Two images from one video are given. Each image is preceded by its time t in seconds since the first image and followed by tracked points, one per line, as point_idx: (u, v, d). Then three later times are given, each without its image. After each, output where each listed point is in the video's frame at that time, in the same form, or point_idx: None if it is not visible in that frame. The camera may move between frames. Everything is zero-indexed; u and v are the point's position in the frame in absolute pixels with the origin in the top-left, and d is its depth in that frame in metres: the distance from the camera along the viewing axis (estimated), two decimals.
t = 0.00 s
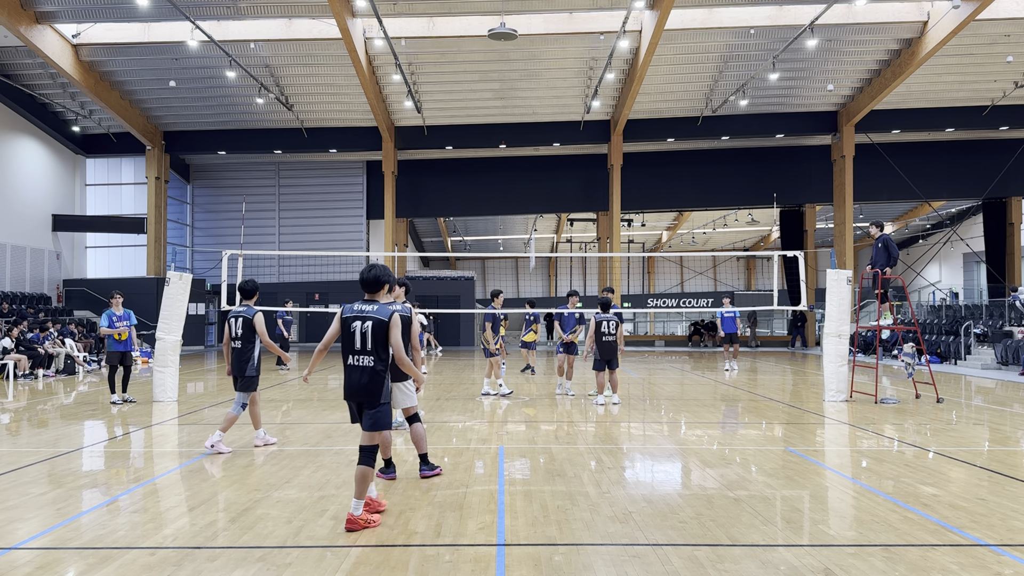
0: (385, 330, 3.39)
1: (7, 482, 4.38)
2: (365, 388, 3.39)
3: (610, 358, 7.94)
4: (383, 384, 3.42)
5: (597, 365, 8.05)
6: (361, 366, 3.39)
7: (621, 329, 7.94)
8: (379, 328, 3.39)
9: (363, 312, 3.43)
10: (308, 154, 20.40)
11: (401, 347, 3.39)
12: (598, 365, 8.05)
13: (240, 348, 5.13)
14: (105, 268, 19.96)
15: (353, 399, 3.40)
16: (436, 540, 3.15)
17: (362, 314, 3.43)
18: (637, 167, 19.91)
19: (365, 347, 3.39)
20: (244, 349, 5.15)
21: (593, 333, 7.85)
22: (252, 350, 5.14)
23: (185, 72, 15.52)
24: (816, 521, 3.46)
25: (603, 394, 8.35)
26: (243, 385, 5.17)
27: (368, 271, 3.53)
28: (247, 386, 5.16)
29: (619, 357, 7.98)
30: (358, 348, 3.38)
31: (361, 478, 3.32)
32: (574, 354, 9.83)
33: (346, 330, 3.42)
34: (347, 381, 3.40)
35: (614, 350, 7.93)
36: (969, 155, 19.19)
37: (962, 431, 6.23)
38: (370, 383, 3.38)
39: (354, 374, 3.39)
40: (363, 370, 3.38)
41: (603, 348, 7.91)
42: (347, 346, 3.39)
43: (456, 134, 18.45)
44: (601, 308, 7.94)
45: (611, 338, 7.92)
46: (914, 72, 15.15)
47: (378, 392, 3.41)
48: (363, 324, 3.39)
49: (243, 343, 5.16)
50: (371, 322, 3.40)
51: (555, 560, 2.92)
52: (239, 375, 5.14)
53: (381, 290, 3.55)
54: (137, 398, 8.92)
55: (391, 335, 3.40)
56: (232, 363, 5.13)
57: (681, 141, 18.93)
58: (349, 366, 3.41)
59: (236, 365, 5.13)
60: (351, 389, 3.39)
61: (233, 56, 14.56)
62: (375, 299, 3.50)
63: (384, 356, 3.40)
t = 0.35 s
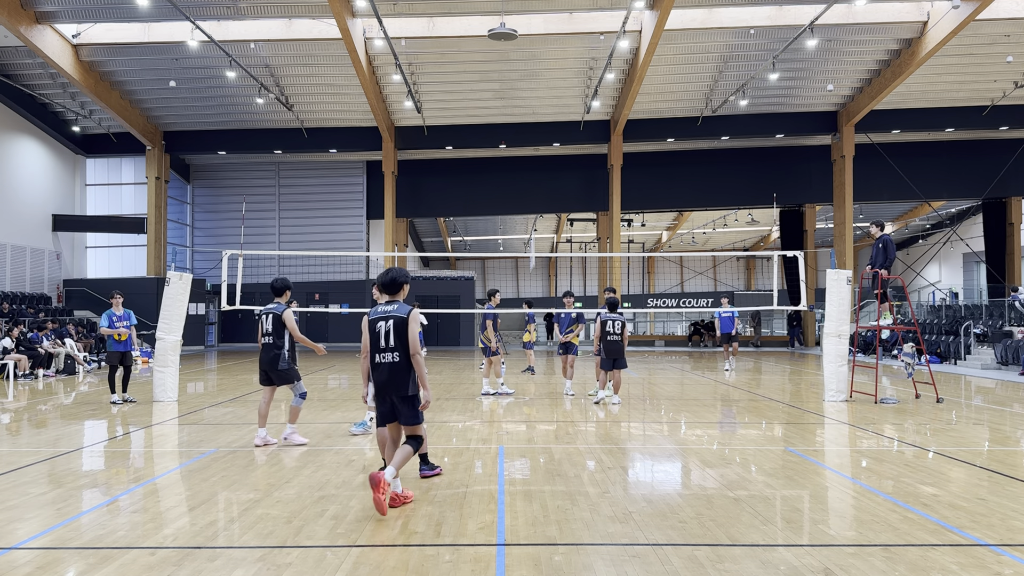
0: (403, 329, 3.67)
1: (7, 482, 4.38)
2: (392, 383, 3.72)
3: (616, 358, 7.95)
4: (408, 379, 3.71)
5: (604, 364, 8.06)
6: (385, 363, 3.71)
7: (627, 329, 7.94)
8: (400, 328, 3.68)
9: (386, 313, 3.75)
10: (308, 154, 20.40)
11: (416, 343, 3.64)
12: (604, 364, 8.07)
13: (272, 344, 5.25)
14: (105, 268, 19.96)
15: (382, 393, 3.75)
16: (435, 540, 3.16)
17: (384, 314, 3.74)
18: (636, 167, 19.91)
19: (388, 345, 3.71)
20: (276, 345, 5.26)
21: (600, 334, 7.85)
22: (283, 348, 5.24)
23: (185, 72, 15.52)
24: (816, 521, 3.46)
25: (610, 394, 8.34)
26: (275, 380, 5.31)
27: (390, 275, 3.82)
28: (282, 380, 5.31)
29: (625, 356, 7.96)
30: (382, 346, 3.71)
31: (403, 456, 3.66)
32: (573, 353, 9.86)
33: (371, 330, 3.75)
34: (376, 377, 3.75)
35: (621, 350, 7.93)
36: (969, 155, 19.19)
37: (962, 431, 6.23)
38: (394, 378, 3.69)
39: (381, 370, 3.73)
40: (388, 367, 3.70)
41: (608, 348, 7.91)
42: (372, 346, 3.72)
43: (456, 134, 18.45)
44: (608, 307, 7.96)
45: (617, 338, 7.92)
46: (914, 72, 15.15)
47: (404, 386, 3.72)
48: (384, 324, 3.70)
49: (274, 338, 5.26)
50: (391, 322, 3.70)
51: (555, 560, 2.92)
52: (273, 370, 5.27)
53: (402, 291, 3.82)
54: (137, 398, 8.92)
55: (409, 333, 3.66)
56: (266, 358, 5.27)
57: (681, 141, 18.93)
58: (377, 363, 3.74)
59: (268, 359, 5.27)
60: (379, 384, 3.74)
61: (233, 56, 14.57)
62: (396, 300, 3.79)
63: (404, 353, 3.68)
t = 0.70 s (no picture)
0: (423, 330, 3.85)
1: (7, 482, 4.38)
2: (415, 381, 3.89)
3: (617, 358, 7.94)
4: (428, 378, 3.88)
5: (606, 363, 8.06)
6: (408, 363, 3.89)
7: (629, 328, 7.93)
8: (421, 328, 3.86)
9: (409, 315, 3.95)
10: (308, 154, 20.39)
11: (433, 345, 3.80)
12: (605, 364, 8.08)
13: (310, 345, 5.46)
14: (104, 268, 19.96)
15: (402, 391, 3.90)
16: (435, 540, 3.15)
17: (408, 315, 3.94)
18: (637, 167, 19.92)
19: (411, 345, 3.89)
20: (313, 345, 5.46)
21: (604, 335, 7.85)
22: (319, 347, 5.43)
23: (185, 72, 15.52)
24: (816, 521, 3.46)
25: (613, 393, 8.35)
26: (309, 379, 5.44)
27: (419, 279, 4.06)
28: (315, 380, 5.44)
29: (626, 356, 7.96)
30: (406, 346, 3.89)
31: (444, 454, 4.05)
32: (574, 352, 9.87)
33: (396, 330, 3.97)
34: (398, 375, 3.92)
35: (622, 350, 7.91)
36: (969, 155, 19.19)
37: (962, 431, 6.23)
38: (415, 376, 3.87)
39: (404, 370, 3.89)
40: (409, 365, 3.88)
41: (610, 348, 7.90)
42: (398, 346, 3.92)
43: (456, 134, 18.44)
44: (611, 307, 7.95)
45: (618, 338, 7.91)
46: (914, 72, 15.15)
47: (423, 385, 3.88)
48: (408, 324, 3.90)
49: (312, 340, 5.47)
50: (414, 322, 3.90)
51: (555, 560, 2.92)
52: (308, 369, 5.44)
53: (429, 296, 4.04)
54: (138, 398, 8.92)
55: (428, 334, 3.83)
56: (303, 358, 5.45)
57: (681, 141, 18.93)
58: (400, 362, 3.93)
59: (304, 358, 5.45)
60: (401, 382, 3.91)
61: (233, 56, 14.57)
62: (421, 303, 4.00)
63: (425, 353, 3.86)
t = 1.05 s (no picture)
0: (457, 325, 4.26)
1: (7, 482, 4.38)
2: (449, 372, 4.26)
3: (617, 358, 7.94)
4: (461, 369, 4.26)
5: (606, 363, 8.08)
6: (440, 356, 4.28)
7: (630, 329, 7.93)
8: (454, 324, 4.28)
9: (439, 312, 4.35)
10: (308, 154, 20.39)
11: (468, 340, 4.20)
12: (606, 363, 8.10)
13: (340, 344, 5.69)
14: (104, 268, 19.96)
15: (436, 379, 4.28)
16: (436, 540, 3.15)
17: (438, 313, 4.35)
18: (637, 167, 19.92)
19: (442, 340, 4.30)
20: (341, 343, 5.71)
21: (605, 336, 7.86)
22: (347, 346, 5.67)
23: (185, 72, 15.52)
24: (816, 521, 3.46)
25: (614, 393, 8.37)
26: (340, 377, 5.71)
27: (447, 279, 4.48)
28: (342, 378, 5.69)
29: (627, 356, 7.97)
30: (437, 341, 4.30)
31: (453, 450, 4.12)
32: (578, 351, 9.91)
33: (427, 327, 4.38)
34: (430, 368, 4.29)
35: (623, 350, 7.92)
36: (969, 155, 19.19)
37: (962, 431, 6.23)
38: (448, 368, 4.23)
39: (436, 362, 4.27)
40: (442, 359, 4.26)
41: (611, 348, 7.92)
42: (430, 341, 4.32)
43: (456, 134, 18.45)
44: (611, 307, 7.95)
45: (619, 338, 7.92)
46: (914, 71, 15.15)
47: (453, 375, 4.24)
48: (440, 321, 4.32)
49: (341, 338, 5.71)
50: (445, 320, 4.31)
51: (555, 560, 2.92)
52: (336, 366, 5.72)
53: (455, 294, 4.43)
54: (137, 398, 8.92)
55: (461, 329, 4.23)
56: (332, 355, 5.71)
57: (681, 141, 18.93)
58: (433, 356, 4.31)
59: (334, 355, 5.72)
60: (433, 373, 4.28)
61: (233, 56, 14.57)
62: (449, 302, 4.40)
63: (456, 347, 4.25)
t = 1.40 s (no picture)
0: (476, 329, 4.32)
1: (7, 482, 4.38)
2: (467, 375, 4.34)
3: (618, 358, 7.95)
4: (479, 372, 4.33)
5: (606, 363, 8.09)
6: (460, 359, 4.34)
7: (631, 329, 7.93)
8: (474, 328, 4.33)
9: (457, 316, 4.39)
10: (308, 154, 20.40)
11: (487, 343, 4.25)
12: (606, 363, 8.12)
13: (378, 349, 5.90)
14: (105, 268, 19.97)
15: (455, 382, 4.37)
16: (436, 540, 3.15)
17: (457, 317, 4.39)
18: (637, 167, 19.92)
19: (462, 343, 4.36)
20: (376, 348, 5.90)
21: (602, 334, 7.89)
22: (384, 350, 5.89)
23: (185, 72, 15.52)
24: (816, 521, 3.46)
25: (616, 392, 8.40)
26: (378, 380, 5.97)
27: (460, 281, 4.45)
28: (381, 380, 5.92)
29: (627, 356, 7.97)
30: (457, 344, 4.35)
31: (465, 445, 4.13)
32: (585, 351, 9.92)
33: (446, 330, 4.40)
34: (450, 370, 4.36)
35: (623, 350, 7.93)
36: (969, 155, 19.19)
37: (962, 431, 6.23)
38: (467, 372, 4.32)
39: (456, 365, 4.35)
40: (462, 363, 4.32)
41: (611, 348, 7.93)
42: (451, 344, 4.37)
43: (456, 134, 18.44)
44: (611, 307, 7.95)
45: (619, 338, 7.92)
46: (914, 71, 15.15)
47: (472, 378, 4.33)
48: (458, 325, 4.34)
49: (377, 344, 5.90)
50: (464, 323, 4.34)
51: (555, 560, 2.92)
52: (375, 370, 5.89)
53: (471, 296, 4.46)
54: (137, 398, 8.92)
55: (480, 334, 4.29)
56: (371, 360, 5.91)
57: (681, 141, 18.93)
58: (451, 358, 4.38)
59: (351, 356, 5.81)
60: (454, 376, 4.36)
61: (233, 56, 14.57)
62: (465, 304, 4.45)
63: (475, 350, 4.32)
